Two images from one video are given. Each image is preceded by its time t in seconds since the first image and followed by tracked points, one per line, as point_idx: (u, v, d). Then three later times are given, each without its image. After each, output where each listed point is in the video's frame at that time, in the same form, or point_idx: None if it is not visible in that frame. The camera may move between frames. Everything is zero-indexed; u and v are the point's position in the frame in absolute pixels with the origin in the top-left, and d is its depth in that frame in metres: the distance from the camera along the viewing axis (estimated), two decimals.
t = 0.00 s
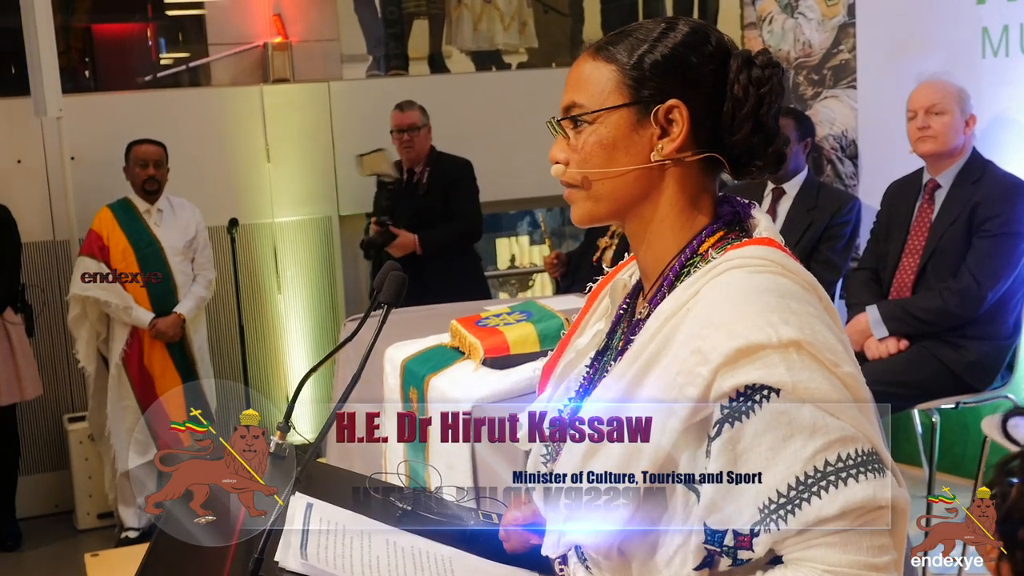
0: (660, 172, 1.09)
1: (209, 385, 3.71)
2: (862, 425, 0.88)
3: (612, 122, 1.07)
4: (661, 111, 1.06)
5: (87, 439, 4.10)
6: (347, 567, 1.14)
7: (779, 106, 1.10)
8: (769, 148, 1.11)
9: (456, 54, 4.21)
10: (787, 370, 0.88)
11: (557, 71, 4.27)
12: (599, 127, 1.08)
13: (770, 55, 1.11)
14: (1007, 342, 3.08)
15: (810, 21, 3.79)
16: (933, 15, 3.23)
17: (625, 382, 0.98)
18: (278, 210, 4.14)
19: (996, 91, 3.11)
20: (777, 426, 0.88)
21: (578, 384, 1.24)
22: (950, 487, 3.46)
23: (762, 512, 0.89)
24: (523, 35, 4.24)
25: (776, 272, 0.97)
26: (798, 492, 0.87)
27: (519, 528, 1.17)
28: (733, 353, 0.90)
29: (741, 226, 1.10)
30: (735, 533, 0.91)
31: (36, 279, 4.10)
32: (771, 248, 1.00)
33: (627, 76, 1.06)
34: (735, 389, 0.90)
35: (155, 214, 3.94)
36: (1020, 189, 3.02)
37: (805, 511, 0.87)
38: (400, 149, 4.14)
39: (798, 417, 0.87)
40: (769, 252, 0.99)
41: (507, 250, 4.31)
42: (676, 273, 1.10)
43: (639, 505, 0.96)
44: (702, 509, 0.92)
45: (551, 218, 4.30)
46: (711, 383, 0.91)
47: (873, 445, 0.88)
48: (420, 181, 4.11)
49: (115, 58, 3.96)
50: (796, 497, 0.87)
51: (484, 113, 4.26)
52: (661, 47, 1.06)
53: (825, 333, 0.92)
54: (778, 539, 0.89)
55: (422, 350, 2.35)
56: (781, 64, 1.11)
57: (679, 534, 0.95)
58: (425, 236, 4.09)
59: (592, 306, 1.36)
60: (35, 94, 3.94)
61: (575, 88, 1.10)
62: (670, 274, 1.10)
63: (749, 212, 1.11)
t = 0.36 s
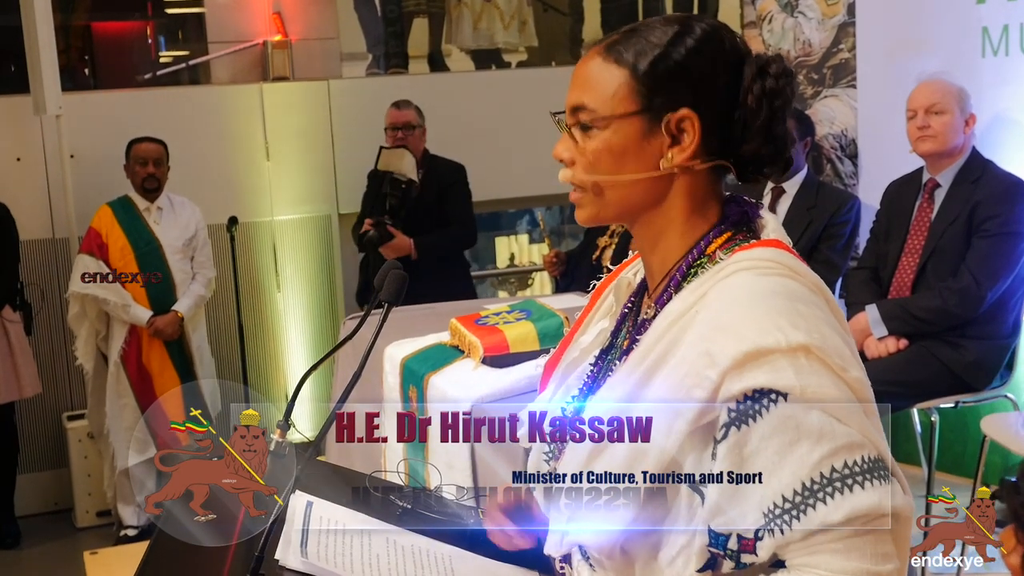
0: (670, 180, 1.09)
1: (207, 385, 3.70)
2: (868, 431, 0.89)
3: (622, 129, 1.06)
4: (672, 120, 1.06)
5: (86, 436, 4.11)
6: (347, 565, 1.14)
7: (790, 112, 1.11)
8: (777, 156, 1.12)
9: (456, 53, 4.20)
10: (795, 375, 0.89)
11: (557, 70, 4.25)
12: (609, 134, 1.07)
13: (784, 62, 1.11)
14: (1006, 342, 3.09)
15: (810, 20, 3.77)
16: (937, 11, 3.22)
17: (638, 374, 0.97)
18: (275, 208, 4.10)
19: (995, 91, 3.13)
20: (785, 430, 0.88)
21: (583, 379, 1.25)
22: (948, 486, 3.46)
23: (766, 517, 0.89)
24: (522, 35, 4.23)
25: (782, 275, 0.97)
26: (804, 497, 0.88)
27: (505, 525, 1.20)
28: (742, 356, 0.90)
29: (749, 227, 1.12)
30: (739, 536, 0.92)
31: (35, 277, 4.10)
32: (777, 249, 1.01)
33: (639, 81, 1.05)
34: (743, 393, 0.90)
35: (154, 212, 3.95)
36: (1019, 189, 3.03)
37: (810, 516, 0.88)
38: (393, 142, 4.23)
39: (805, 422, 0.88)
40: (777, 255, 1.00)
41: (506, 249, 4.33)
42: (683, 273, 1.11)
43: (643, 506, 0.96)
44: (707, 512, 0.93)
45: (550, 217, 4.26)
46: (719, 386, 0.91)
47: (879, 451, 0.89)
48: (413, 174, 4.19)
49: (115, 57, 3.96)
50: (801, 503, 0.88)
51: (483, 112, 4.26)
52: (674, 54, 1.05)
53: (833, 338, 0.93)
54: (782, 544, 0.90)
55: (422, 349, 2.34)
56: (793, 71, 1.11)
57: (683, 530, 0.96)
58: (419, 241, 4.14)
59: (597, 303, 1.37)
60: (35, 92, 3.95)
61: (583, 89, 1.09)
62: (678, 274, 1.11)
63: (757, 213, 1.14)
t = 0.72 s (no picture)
0: (684, 182, 1.10)
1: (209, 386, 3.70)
2: (887, 454, 0.95)
3: (635, 132, 1.07)
4: (687, 123, 1.06)
5: (88, 437, 4.10)
6: (348, 565, 1.14)
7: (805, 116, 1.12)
8: (789, 162, 1.12)
9: (457, 53, 4.20)
10: (823, 396, 0.94)
11: (558, 70, 4.26)
12: (623, 136, 1.07)
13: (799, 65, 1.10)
14: (1007, 342, 3.09)
15: (812, 21, 3.73)
16: (938, 13, 3.22)
17: (662, 386, 1.02)
18: (279, 208, 4.14)
19: (997, 92, 3.09)
20: (810, 452, 0.94)
21: (589, 380, 1.28)
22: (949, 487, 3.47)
23: (783, 533, 0.95)
24: (524, 35, 4.23)
25: (807, 289, 1.00)
26: (824, 518, 0.93)
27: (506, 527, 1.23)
28: (771, 376, 0.95)
29: (763, 235, 1.13)
30: (757, 553, 0.97)
31: (36, 277, 4.09)
32: (798, 260, 1.03)
33: (653, 83, 1.05)
34: (769, 412, 0.95)
35: (155, 213, 3.94)
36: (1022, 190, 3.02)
37: (830, 539, 0.93)
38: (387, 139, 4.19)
39: (830, 444, 0.93)
40: (798, 266, 1.02)
41: (507, 250, 4.34)
42: (698, 282, 1.13)
43: (669, 510, 1.01)
44: (727, 525, 0.98)
45: (552, 217, 4.29)
46: (745, 404, 0.96)
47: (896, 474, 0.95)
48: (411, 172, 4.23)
49: (117, 57, 3.97)
50: (821, 524, 0.93)
51: (485, 112, 4.26)
52: (689, 56, 1.05)
53: (855, 354, 0.97)
54: (798, 561, 0.96)
55: (423, 349, 2.35)
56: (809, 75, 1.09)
57: (701, 538, 1.01)
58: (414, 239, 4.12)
59: (599, 302, 1.38)
60: (37, 93, 3.95)
61: (594, 90, 1.09)
62: (692, 283, 1.13)
63: (772, 220, 1.14)
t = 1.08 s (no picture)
0: (685, 168, 1.08)
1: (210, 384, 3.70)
2: (878, 436, 0.91)
3: (639, 113, 1.06)
4: (691, 108, 1.06)
5: (88, 433, 4.10)
6: (350, 563, 1.13)
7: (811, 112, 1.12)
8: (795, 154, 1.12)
9: (458, 49, 4.19)
10: (808, 376, 0.91)
11: (558, 66, 4.26)
12: (626, 118, 1.07)
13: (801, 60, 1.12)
14: (1008, 340, 3.09)
15: (813, 18, 3.72)
16: (940, 11, 3.19)
17: (648, 375, 1.00)
18: (278, 204, 4.15)
19: (999, 89, 3.09)
20: (796, 433, 0.90)
21: (590, 377, 1.25)
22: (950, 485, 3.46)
23: (773, 518, 0.91)
24: (525, 32, 4.22)
25: (795, 274, 0.97)
26: (811, 502, 0.89)
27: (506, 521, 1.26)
28: (754, 357, 0.92)
29: (760, 226, 1.13)
30: (746, 540, 0.95)
31: (36, 274, 4.09)
32: (790, 248, 1.00)
33: (659, 67, 1.05)
34: (754, 394, 0.92)
35: (155, 209, 3.93)
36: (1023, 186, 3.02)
37: (818, 521, 0.89)
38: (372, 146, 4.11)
39: (816, 425, 0.90)
40: (788, 252, 1.00)
41: (507, 246, 4.34)
42: (692, 273, 1.12)
43: (650, 510, 1.01)
44: (714, 515, 0.96)
45: (553, 214, 4.32)
46: (730, 386, 0.94)
47: (889, 457, 0.91)
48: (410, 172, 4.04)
49: (118, 54, 3.97)
50: (809, 507, 0.89)
51: (486, 108, 4.26)
52: (695, 43, 1.06)
53: (846, 339, 0.94)
54: (789, 547, 0.91)
55: (423, 346, 2.35)
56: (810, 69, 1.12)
57: (691, 531, 1.00)
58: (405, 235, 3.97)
59: (603, 302, 1.37)
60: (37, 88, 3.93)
61: (601, 74, 1.09)
62: (686, 273, 1.12)
63: (768, 212, 1.14)
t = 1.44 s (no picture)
0: (676, 173, 1.09)
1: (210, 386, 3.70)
2: (881, 444, 0.91)
3: (625, 123, 1.07)
4: (677, 112, 1.06)
5: (88, 434, 4.09)
6: (348, 563, 1.13)
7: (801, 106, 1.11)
8: (788, 149, 1.11)
9: (458, 50, 4.19)
10: (810, 388, 0.90)
11: (558, 67, 4.25)
12: (612, 127, 1.07)
13: (790, 52, 1.11)
14: (1009, 340, 3.09)
15: (812, 18, 3.70)
16: (940, 10, 3.21)
17: (655, 374, 1.00)
18: (278, 205, 4.16)
19: (1000, 89, 3.13)
20: (798, 444, 0.90)
21: (589, 380, 1.25)
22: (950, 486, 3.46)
23: (776, 530, 0.91)
24: (525, 32, 4.22)
25: (796, 280, 0.98)
26: (816, 513, 0.89)
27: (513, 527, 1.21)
28: (755, 368, 0.92)
29: (757, 229, 1.12)
30: (750, 550, 0.93)
31: (36, 274, 4.09)
32: (789, 254, 1.01)
33: (642, 73, 1.05)
34: (755, 406, 0.92)
35: (155, 210, 3.94)
36: None
37: (822, 533, 0.89)
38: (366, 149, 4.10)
39: (819, 436, 0.89)
40: (788, 258, 1.00)
41: (507, 247, 4.35)
42: (690, 277, 1.11)
43: (654, 513, 1.01)
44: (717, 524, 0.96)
45: (553, 214, 4.33)
46: (731, 397, 0.94)
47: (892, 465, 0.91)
48: (404, 175, 4.11)
49: (118, 54, 3.96)
50: (814, 518, 0.89)
51: (486, 109, 4.26)
52: (678, 45, 1.05)
53: (847, 347, 0.94)
54: (793, 557, 0.91)
55: (423, 347, 2.34)
56: (801, 62, 1.11)
57: (694, 537, 0.99)
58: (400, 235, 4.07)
59: (598, 305, 1.38)
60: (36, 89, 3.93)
61: (587, 84, 1.09)
62: (685, 278, 1.12)
63: (765, 215, 1.13)
